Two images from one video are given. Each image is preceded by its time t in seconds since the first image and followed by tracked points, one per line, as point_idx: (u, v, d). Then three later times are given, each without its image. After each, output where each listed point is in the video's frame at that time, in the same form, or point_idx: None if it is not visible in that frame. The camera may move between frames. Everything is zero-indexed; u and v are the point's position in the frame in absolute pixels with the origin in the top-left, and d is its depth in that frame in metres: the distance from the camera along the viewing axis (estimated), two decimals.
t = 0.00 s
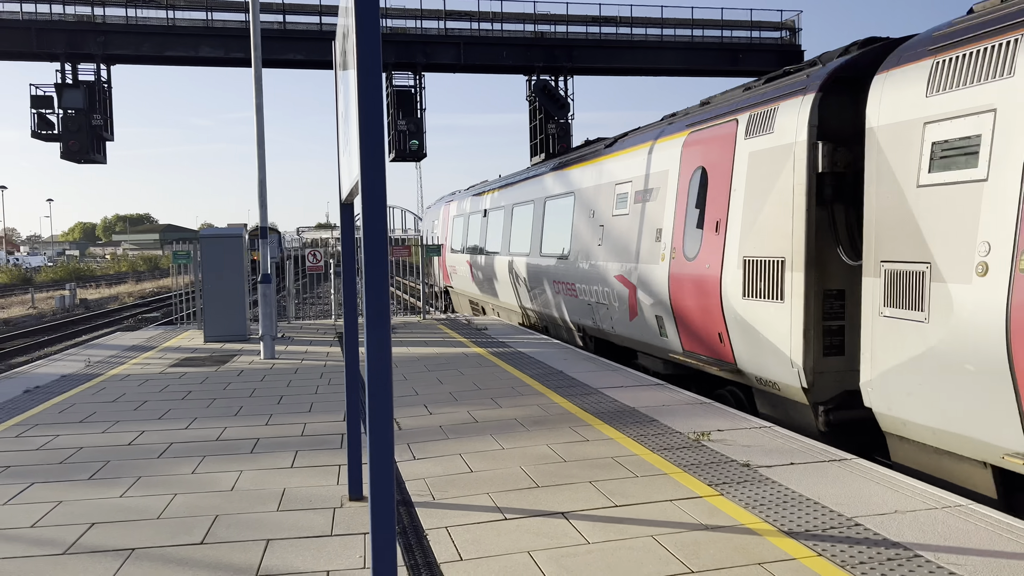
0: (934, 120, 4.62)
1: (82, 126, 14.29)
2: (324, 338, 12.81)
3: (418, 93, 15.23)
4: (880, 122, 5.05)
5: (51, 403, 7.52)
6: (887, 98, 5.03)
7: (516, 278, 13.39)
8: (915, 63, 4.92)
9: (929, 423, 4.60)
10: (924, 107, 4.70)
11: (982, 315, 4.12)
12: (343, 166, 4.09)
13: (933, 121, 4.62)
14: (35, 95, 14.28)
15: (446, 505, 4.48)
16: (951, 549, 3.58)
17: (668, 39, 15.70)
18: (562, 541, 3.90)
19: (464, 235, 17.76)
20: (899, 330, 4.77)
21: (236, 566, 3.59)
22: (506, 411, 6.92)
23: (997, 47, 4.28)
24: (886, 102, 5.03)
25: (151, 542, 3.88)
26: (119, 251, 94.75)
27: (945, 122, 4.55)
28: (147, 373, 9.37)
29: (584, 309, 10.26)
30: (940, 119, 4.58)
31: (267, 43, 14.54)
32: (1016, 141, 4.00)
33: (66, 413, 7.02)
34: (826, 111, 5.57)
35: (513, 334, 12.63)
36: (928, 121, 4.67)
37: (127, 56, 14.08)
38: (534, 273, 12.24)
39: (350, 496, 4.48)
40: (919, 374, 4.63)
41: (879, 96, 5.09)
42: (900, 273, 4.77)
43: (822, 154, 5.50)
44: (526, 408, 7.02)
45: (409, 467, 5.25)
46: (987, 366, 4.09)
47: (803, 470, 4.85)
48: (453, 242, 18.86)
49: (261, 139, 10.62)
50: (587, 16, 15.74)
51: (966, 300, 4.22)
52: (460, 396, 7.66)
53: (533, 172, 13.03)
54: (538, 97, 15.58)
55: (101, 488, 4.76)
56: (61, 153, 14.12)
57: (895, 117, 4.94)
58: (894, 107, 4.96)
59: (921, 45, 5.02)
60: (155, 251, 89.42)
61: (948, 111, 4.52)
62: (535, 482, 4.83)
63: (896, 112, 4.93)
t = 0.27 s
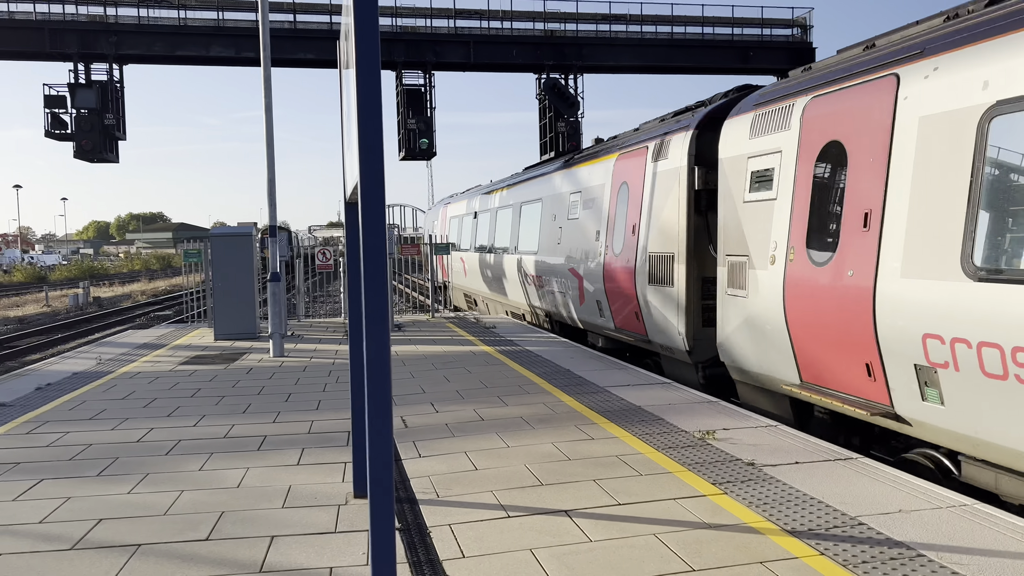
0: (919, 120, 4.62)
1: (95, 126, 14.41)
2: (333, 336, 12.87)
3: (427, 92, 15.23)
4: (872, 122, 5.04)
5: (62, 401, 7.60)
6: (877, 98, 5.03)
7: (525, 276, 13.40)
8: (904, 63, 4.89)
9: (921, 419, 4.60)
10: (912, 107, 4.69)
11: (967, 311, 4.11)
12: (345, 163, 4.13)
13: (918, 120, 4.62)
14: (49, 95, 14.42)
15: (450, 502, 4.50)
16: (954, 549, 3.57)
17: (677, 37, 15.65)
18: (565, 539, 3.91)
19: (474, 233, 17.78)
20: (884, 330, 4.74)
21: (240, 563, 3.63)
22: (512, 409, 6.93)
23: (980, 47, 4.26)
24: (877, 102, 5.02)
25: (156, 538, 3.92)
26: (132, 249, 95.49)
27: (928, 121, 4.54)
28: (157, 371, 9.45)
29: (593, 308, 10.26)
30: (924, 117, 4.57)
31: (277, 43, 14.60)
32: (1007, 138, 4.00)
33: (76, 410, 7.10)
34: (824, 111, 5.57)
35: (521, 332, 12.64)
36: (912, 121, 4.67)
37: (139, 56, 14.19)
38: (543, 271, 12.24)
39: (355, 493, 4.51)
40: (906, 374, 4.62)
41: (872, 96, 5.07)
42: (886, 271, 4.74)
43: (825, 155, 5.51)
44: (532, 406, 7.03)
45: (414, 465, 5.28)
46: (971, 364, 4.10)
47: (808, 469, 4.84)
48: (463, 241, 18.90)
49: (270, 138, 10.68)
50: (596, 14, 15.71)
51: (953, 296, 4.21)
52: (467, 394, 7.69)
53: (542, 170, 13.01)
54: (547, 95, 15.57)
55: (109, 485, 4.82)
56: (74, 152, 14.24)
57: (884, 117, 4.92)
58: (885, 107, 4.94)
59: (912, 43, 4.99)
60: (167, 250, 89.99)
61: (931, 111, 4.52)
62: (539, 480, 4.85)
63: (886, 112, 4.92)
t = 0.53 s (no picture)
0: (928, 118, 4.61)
1: (108, 125, 14.51)
2: (343, 334, 12.92)
3: (438, 90, 15.25)
4: (880, 120, 5.04)
5: (75, 398, 7.67)
6: (885, 96, 5.02)
7: (534, 274, 13.39)
8: (911, 60, 4.87)
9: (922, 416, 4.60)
10: (920, 105, 4.68)
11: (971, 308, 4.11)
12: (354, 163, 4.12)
13: (924, 118, 4.63)
14: (62, 94, 14.53)
15: (458, 500, 4.52)
16: (963, 548, 3.55)
17: (688, 35, 15.58)
18: (572, 537, 3.92)
19: (483, 231, 17.78)
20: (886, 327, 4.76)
21: (249, 559, 3.65)
22: (521, 407, 6.94)
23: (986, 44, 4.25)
24: (884, 100, 5.01)
25: (167, 535, 3.96)
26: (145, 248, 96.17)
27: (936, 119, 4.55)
28: (169, 369, 9.52)
29: (601, 306, 10.24)
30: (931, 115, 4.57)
31: (288, 42, 14.64)
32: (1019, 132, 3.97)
33: (88, 408, 7.17)
34: (832, 109, 5.56)
35: (531, 331, 12.65)
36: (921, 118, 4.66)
37: (151, 56, 14.29)
38: (552, 270, 12.24)
39: (363, 490, 4.53)
40: (908, 371, 4.62)
41: (879, 94, 5.07)
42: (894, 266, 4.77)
43: (835, 152, 5.50)
44: (541, 404, 7.04)
45: (423, 463, 5.30)
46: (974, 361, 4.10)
47: (817, 467, 4.82)
48: (473, 239, 18.91)
49: (280, 137, 10.73)
50: (607, 12, 15.67)
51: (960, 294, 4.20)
52: (476, 392, 7.70)
53: (552, 168, 12.98)
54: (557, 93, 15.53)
55: (120, 482, 4.86)
56: (87, 151, 14.34)
57: (893, 114, 4.91)
58: (892, 106, 4.94)
59: (918, 40, 4.97)
60: (179, 248, 90.54)
61: (938, 109, 4.52)
62: (546, 479, 4.86)
63: (895, 109, 4.90)
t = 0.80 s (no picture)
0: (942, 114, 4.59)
1: (120, 124, 14.58)
2: (353, 332, 12.96)
3: (448, 88, 15.27)
4: (892, 117, 5.02)
5: (87, 395, 7.73)
6: (897, 93, 5.00)
7: (544, 273, 13.39)
8: (922, 58, 4.87)
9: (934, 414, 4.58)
10: (932, 102, 4.67)
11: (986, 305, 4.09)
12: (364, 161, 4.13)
13: (939, 115, 4.61)
14: (74, 93, 14.63)
15: (468, 498, 4.52)
16: (976, 548, 3.52)
17: (699, 32, 15.52)
18: (582, 535, 3.91)
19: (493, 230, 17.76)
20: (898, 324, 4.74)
21: (260, 556, 3.67)
22: (531, 405, 6.94)
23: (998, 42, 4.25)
24: (895, 97, 5.00)
25: (179, 531, 3.98)
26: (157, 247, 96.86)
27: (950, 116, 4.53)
28: (180, 366, 9.58)
29: (611, 304, 10.22)
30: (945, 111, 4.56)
31: (298, 41, 14.68)
32: None
33: (100, 405, 7.22)
34: (842, 107, 5.55)
35: (540, 329, 12.63)
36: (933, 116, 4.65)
37: (163, 54, 14.37)
38: (562, 268, 12.21)
39: (373, 487, 4.54)
40: (920, 368, 4.60)
41: (891, 92, 5.05)
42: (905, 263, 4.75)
43: (846, 149, 5.49)
44: (550, 402, 7.03)
45: (433, 460, 5.30)
46: (988, 359, 4.07)
47: (829, 466, 4.80)
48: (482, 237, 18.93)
49: (291, 135, 10.77)
50: (617, 9, 15.63)
51: (975, 292, 4.17)
52: (485, 390, 7.70)
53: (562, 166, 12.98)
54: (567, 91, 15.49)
55: (132, 478, 4.90)
56: (99, 150, 14.41)
57: (904, 112, 4.90)
58: (904, 104, 4.92)
59: (930, 37, 4.96)
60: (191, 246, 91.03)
61: (952, 106, 4.50)
62: (556, 476, 4.85)
63: (906, 106, 4.89)
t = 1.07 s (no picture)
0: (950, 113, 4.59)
1: (129, 123, 14.65)
2: (361, 330, 12.98)
3: (456, 87, 15.28)
4: (903, 115, 4.99)
5: (98, 392, 7.77)
6: (907, 91, 4.97)
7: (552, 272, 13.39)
8: (931, 56, 4.85)
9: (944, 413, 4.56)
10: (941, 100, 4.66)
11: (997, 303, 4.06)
12: (372, 160, 4.12)
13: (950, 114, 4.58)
14: (84, 92, 14.69)
15: (476, 496, 4.52)
16: (986, 548, 3.50)
17: (707, 30, 15.46)
18: (590, 533, 3.91)
19: (501, 228, 17.75)
20: (907, 322, 4.72)
21: (269, 553, 3.68)
22: (539, 404, 6.93)
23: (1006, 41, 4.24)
24: (906, 95, 4.97)
25: (188, 528, 4.00)
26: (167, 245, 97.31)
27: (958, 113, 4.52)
28: (189, 364, 9.62)
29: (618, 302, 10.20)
30: (954, 109, 4.55)
31: (307, 39, 14.70)
32: None
33: (110, 402, 7.25)
34: (851, 105, 5.53)
35: (548, 328, 12.62)
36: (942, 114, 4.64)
37: (172, 53, 14.43)
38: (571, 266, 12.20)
39: (381, 485, 4.55)
40: (928, 366, 4.59)
41: (899, 90, 5.04)
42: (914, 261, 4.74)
43: (855, 147, 5.47)
44: (558, 401, 7.03)
45: (441, 458, 5.31)
46: (998, 358, 4.05)
47: (838, 465, 4.77)
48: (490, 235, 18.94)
49: (299, 134, 10.79)
50: (626, 7, 15.57)
51: (986, 289, 4.15)
52: (493, 388, 7.70)
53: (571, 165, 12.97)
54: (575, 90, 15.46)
55: (142, 475, 4.92)
56: (109, 148, 14.49)
57: (913, 110, 4.89)
58: (915, 102, 4.89)
59: (938, 36, 4.94)
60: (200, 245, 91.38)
61: (961, 104, 4.50)
62: (564, 475, 4.85)
63: (915, 104, 4.88)
